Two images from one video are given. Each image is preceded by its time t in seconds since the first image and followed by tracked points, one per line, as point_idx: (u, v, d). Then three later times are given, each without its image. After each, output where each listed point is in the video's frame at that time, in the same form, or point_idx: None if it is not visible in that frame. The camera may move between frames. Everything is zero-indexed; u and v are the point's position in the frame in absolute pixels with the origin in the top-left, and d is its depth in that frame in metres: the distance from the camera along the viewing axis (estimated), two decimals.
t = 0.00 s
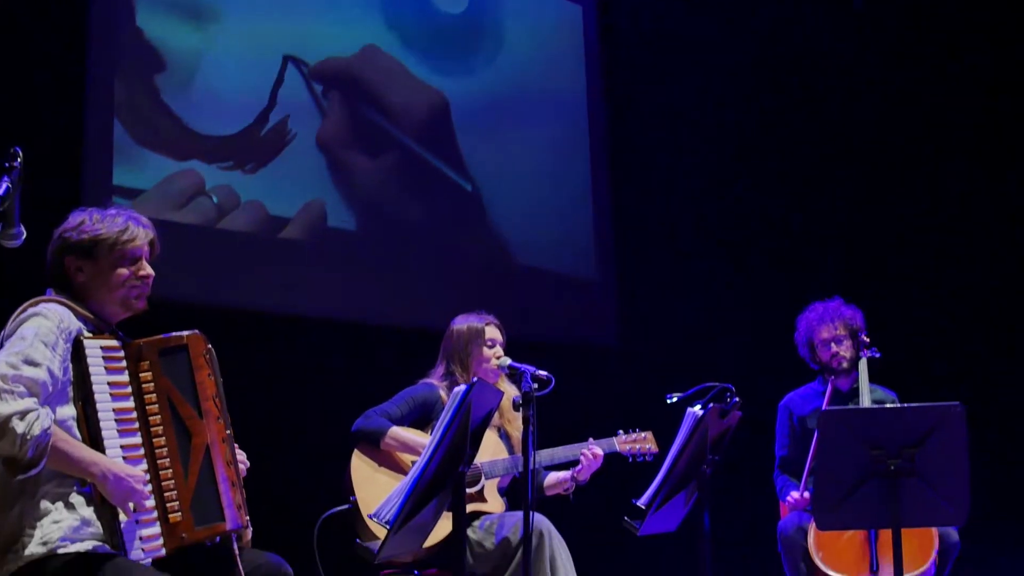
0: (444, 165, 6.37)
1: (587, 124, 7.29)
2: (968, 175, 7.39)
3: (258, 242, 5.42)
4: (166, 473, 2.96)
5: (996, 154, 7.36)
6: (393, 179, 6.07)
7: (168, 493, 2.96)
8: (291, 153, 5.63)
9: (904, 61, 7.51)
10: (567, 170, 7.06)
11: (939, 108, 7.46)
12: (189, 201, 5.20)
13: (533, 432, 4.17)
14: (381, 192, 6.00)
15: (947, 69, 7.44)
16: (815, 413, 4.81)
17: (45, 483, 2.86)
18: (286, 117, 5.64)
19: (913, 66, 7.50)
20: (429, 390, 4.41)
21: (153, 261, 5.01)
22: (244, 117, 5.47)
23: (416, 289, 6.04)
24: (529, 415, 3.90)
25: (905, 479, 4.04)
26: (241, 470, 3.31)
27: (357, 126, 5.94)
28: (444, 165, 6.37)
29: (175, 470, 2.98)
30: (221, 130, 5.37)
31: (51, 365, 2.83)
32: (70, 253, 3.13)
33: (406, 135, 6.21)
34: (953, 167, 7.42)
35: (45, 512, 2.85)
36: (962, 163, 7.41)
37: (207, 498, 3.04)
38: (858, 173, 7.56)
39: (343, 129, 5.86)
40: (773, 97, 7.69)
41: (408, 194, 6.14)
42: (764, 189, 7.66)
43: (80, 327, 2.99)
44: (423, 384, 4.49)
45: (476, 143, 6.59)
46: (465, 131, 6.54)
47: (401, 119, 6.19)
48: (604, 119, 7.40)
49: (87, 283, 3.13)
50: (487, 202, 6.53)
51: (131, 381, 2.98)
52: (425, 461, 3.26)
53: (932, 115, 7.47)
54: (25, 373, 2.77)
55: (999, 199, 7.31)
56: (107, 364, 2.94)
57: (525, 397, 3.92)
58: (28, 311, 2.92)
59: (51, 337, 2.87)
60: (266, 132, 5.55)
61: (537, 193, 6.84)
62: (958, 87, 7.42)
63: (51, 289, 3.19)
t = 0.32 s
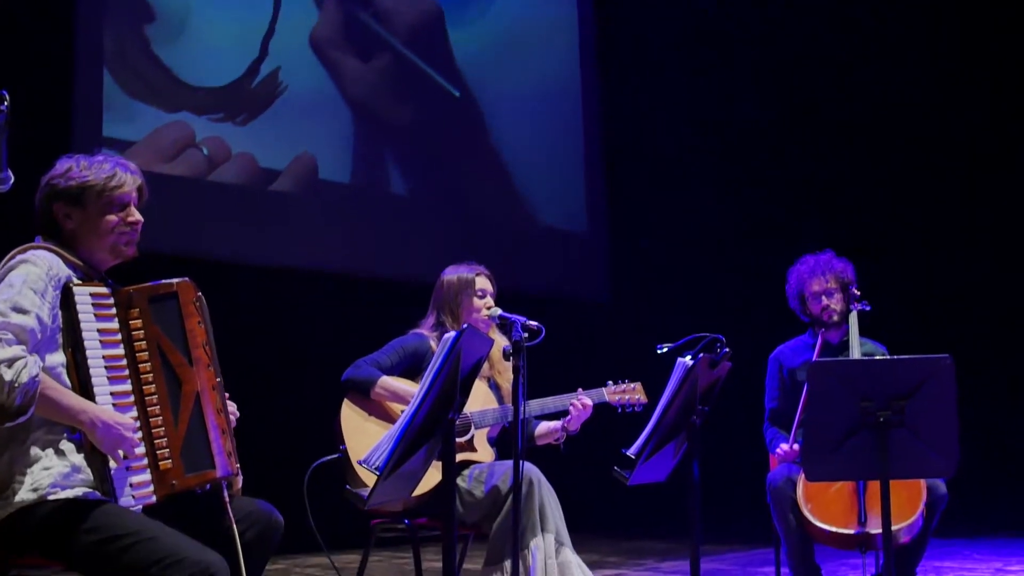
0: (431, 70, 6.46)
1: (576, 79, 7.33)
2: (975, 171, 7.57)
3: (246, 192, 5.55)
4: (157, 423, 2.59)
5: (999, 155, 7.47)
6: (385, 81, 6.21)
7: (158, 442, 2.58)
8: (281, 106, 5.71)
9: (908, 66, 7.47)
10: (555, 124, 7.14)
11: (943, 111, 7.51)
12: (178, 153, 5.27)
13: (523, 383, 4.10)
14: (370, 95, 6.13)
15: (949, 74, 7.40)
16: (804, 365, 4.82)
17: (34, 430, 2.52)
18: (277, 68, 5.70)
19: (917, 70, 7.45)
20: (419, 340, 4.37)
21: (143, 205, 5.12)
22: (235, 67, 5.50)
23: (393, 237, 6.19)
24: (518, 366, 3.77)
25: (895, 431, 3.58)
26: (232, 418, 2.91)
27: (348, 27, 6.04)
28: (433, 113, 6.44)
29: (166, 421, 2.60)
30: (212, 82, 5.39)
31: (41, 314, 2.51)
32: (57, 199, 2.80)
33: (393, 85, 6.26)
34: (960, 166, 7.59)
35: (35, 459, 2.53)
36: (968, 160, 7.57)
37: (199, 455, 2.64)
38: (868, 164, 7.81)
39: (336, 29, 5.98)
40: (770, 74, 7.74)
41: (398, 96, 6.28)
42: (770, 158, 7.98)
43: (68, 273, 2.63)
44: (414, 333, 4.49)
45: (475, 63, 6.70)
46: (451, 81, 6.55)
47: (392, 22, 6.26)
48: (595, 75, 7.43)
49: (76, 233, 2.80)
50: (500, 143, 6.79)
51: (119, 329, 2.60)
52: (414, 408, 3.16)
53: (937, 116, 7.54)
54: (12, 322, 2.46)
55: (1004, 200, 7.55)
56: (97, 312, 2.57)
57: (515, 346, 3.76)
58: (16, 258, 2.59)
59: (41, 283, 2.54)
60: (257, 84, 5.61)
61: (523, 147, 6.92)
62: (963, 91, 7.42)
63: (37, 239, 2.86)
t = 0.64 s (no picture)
0: None
1: (568, 51, 7.36)
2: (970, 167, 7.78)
3: (241, 160, 5.56)
4: (152, 389, 2.54)
5: (998, 154, 7.70)
6: None
7: (153, 407, 2.54)
8: (274, 73, 5.71)
9: (911, 58, 7.62)
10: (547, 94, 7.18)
11: (943, 106, 7.69)
12: (174, 121, 5.27)
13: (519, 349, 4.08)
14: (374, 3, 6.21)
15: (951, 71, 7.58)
16: (797, 335, 4.82)
17: (29, 396, 2.47)
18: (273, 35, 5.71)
19: (923, 64, 7.61)
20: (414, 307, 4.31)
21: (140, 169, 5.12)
22: (231, 35, 5.49)
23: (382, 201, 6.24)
24: (514, 333, 3.57)
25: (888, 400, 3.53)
26: (227, 382, 2.88)
27: None
28: (429, 81, 6.46)
29: (161, 386, 2.55)
30: (209, 48, 5.39)
31: (33, 282, 2.41)
32: (53, 164, 2.69)
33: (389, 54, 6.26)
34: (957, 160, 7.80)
35: (29, 425, 2.47)
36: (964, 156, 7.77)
37: (196, 421, 2.60)
38: (869, 152, 7.95)
39: None
40: (769, 51, 7.86)
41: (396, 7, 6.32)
42: (762, 134, 8.11)
43: (63, 241, 2.53)
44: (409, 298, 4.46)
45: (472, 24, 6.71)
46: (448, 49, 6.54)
47: None
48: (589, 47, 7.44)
49: (72, 198, 2.69)
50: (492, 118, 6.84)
51: (114, 294, 2.54)
52: (408, 372, 3.02)
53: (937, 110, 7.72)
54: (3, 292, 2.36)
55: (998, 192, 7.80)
56: (91, 277, 2.50)
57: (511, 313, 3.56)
58: (8, 225, 2.48)
59: (33, 251, 2.43)
60: (251, 52, 5.60)
61: (515, 117, 6.95)
62: (963, 88, 7.60)
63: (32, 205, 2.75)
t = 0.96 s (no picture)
0: None
1: (564, 32, 7.36)
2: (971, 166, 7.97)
3: (237, 138, 5.55)
4: (147, 362, 2.51)
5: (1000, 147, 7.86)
6: None
7: (148, 381, 2.51)
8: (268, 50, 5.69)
9: (913, 59, 7.77)
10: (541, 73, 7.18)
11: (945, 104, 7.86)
12: (170, 97, 5.26)
13: (514, 326, 4.02)
14: None
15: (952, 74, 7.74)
16: (786, 314, 4.81)
17: (23, 369, 2.43)
18: (269, 12, 5.67)
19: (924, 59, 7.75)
20: (411, 286, 4.21)
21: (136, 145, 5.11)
22: (225, 13, 5.45)
23: (375, 179, 6.25)
24: (509, 310, 3.32)
25: (882, 377, 3.50)
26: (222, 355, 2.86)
27: None
28: (424, 60, 6.45)
29: (156, 360, 2.52)
30: (202, 25, 5.35)
31: (28, 256, 2.39)
32: (54, 142, 2.58)
33: (384, 32, 6.26)
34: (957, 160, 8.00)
35: (23, 399, 2.44)
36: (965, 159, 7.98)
37: (190, 397, 2.56)
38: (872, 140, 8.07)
39: None
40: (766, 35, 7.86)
41: None
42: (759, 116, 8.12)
43: (58, 214, 2.50)
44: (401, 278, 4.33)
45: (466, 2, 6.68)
46: (443, 27, 6.53)
47: None
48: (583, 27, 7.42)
49: (73, 176, 2.60)
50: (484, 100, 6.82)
51: (108, 268, 2.51)
52: (402, 346, 2.90)
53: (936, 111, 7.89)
54: None
55: (1000, 192, 8.01)
56: (86, 251, 2.47)
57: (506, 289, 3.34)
58: (2, 199, 2.46)
59: (28, 225, 2.41)
60: (247, 29, 5.56)
61: (509, 96, 6.94)
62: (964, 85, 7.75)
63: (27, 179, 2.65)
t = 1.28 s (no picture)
0: None
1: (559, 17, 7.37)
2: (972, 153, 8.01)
3: (235, 122, 5.55)
4: (144, 345, 2.50)
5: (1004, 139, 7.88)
6: None
7: (146, 364, 2.49)
8: (266, 34, 5.67)
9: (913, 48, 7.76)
10: (537, 59, 7.17)
11: (947, 93, 7.87)
12: (168, 81, 5.25)
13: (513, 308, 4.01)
14: None
15: (954, 62, 7.75)
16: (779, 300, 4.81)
17: (20, 351, 2.42)
18: None
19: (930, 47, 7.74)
20: (409, 270, 4.20)
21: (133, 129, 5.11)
22: None
23: (373, 164, 6.24)
24: (508, 294, 3.25)
25: (880, 363, 3.49)
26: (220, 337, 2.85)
27: None
28: (419, 47, 6.45)
29: (154, 343, 2.50)
30: (200, 10, 5.34)
31: (28, 237, 2.38)
32: (54, 126, 2.56)
33: (378, 17, 6.25)
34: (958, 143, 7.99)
35: (21, 381, 2.42)
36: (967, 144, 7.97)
37: (188, 379, 2.54)
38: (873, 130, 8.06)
39: None
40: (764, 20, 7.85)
41: None
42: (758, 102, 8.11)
43: (57, 196, 2.49)
44: (401, 261, 4.33)
45: None
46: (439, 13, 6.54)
47: None
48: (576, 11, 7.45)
49: (74, 161, 2.58)
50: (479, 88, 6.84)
51: (107, 249, 2.50)
52: (401, 329, 2.82)
53: (941, 96, 7.89)
54: None
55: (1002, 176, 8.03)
56: (84, 233, 2.47)
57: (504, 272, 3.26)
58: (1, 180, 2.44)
59: (27, 205, 2.40)
60: (245, 13, 5.55)
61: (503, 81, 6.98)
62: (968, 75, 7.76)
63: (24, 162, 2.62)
